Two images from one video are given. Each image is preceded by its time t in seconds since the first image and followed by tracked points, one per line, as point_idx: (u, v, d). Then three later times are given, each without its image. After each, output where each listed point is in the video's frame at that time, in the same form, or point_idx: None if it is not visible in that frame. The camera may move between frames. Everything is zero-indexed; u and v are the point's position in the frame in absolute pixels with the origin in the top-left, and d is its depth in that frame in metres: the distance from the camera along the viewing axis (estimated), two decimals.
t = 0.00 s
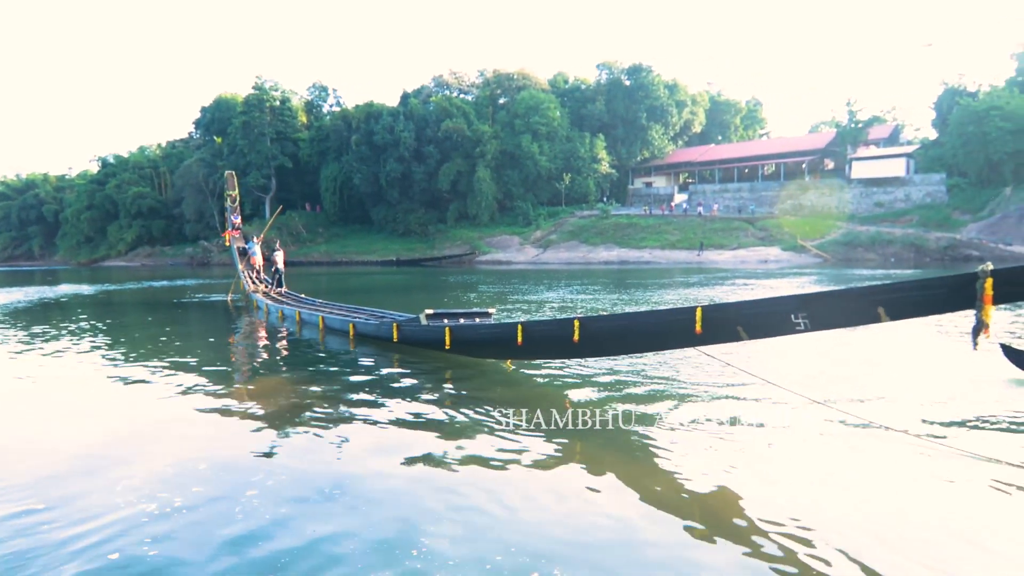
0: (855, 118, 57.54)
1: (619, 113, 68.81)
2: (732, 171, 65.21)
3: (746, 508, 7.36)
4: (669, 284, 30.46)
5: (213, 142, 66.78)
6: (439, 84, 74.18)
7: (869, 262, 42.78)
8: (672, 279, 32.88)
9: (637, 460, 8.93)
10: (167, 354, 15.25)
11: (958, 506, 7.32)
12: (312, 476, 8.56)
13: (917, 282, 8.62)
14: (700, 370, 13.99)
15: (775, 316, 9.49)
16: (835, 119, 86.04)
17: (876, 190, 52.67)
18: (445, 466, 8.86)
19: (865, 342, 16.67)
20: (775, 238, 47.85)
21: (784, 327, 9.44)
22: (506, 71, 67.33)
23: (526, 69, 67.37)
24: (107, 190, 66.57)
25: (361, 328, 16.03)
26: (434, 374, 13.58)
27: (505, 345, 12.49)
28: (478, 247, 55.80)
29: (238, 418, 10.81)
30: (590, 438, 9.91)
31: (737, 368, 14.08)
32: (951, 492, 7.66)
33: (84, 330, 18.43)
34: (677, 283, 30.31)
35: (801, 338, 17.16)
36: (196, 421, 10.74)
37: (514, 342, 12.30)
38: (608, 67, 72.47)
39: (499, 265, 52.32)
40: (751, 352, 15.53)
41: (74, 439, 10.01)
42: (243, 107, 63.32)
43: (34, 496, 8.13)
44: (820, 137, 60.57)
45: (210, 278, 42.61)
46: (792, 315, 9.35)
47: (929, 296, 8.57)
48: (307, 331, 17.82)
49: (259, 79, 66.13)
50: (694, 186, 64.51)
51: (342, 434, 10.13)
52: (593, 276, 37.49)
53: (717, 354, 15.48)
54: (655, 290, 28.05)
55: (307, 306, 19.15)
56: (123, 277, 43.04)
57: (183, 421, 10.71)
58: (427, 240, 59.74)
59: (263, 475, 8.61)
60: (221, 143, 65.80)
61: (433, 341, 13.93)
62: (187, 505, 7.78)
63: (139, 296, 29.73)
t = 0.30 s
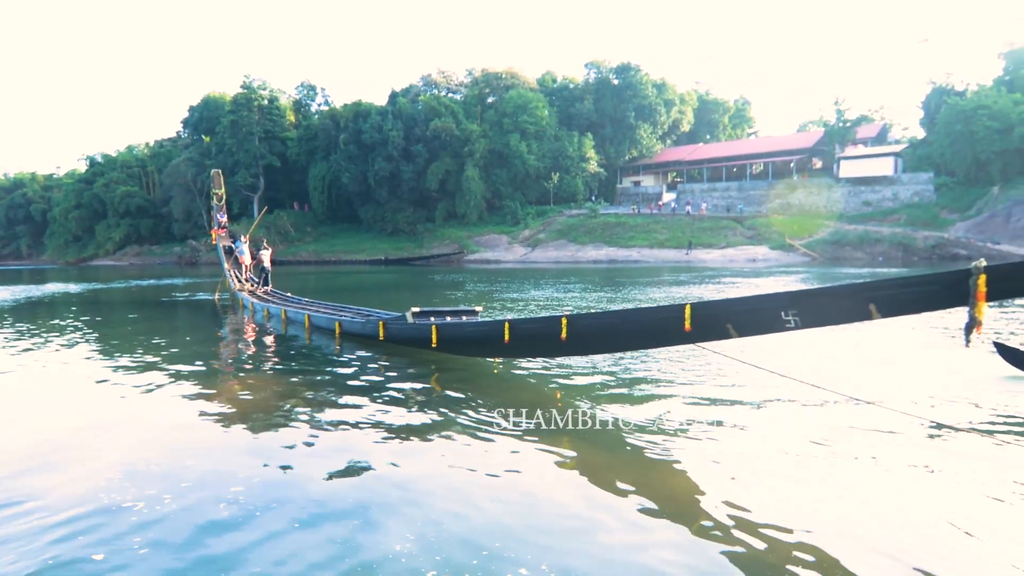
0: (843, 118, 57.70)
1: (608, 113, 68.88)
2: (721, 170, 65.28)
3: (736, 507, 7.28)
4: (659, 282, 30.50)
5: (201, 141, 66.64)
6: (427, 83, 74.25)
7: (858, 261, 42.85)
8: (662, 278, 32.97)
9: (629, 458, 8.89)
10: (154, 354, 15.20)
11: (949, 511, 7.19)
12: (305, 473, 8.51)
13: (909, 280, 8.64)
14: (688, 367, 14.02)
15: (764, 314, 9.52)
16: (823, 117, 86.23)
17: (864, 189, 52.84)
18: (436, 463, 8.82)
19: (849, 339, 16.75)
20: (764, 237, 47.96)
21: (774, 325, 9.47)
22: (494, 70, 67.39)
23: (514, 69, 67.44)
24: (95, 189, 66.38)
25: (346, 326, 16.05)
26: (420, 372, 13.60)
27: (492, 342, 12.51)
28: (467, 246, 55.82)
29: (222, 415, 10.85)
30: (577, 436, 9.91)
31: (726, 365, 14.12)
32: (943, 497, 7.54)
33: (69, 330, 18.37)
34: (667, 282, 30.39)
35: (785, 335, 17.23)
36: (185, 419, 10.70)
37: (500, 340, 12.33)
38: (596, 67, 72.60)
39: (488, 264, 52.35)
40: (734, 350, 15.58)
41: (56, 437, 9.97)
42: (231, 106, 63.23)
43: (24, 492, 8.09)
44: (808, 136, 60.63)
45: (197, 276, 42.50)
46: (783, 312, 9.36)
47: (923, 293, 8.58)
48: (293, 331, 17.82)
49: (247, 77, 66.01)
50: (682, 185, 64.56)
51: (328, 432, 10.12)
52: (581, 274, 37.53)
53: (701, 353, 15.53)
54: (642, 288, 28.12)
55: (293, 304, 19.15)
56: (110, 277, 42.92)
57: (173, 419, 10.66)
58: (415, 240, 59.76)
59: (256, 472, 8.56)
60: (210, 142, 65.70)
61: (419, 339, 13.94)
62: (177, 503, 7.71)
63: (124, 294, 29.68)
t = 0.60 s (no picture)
0: (831, 117, 57.83)
1: (597, 112, 68.98)
2: (710, 170, 65.37)
3: (727, 504, 7.19)
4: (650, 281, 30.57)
5: (190, 141, 66.60)
6: (416, 83, 74.37)
7: (846, 260, 42.92)
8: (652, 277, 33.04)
9: (619, 456, 8.80)
10: (140, 353, 15.14)
11: (949, 511, 7.06)
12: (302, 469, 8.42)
13: (903, 275, 8.53)
14: (677, 366, 13.99)
15: (756, 311, 9.42)
16: (811, 117, 86.43)
17: (852, 188, 52.99)
18: (430, 460, 8.75)
19: (836, 336, 16.79)
20: (752, 236, 48.12)
21: (767, 321, 9.37)
22: (483, 69, 67.53)
23: (503, 68, 67.56)
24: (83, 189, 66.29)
25: (334, 324, 16.04)
26: (409, 371, 13.57)
27: (483, 340, 12.48)
28: (456, 245, 55.84)
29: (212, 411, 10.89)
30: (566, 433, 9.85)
31: (718, 364, 14.06)
32: (939, 494, 7.42)
33: (55, 329, 18.30)
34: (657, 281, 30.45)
35: (772, 332, 17.26)
36: (174, 416, 10.66)
37: (490, 337, 12.33)
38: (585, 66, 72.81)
39: (477, 263, 52.38)
40: (722, 348, 15.60)
41: (40, 433, 9.94)
42: (220, 105, 63.25)
43: (12, 486, 8.02)
44: (795, 136, 60.72)
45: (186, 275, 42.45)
46: (776, 308, 9.27)
47: (918, 288, 8.46)
48: (281, 329, 17.81)
49: (236, 77, 66.00)
50: (671, 184, 64.65)
51: (316, 428, 10.10)
52: (570, 273, 37.58)
53: (688, 350, 15.53)
54: (632, 287, 28.18)
55: (282, 303, 19.15)
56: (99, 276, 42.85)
57: (166, 416, 10.59)
58: (404, 239, 59.80)
59: (249, 467, 8.48)
60: (199, 141, 65.61)
61: (408, 336, 13.94)
62: (169, 497, 7.62)
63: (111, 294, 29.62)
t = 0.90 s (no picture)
0: (822, 117, 57.97)
1: (588, 112, 69.07)
2: (701, 170, 65.47)
3: (723, 497, 7.20)
4: (640, 280, 30.63)
5: (181, 140, 66.54)
6: (407, 83, 74.45)
7: (837, 259, 42.99)
8: (643, 275, 33.07)
9: (615, 451, 8.80)
10: (129, 352, 15.06)
11: (946, 502, 7.03)
12: (293, 465, 8.39)
13: (897, 271, 8.54)
14: (667, 364, 14.01)
15: (751, 307, 9.44)
16: (801, 117, 86.60)
17: (843, 188, 53.19)
18: (425, 456, 8.74)
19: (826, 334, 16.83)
20: (744, 235, 48.30)
21: (762, 317, 9.39)
22: (475, 69, 67.64)
23: (494, 67, 67.65)
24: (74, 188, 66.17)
25: (324, 323, 16.05)
26: (400, 369, 13.57)
27: (474, 338, 12.51)
28: (447, 244, 55.85)
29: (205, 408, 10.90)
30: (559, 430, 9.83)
31: (710, 362, 14.10)
32: (935, 487, 7.43)
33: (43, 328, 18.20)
34: (647, 280, 30.52)
35: (761, 331, 17.29)
36: (165, 413, 10.64)
37: (482, 335, 12.34)
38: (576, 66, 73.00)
39: (469, 262, 52.40)
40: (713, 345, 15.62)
41: (30, 429, 9.90)
42: (212, 104, 63.28)
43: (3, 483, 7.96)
44: (786, 135, 60.83)
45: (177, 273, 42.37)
46: (771, 304, 9.29)
47: (913, 284, 8.46)
48: (270, 327, 17.79)
49: (227, 76, 65.98)
50: (662, 184, 64.74)
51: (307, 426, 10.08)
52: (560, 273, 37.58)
53: (679, 348, 15.55)
54: (623, 286, 28.24)
55: (272, 301, 19.14)
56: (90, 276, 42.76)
57: (160, 413, 10.58)
58: (396, 238, 59.83)
59: (244, 463, 8.45)
60: (190, 140, 65.52)
61: (399, 334, 13.95)
62: (162, 493, 7.58)
63: (99, 292, 29.54)
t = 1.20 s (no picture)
0: (813, 118, 58.04)
1: (580, 112, 69.13)
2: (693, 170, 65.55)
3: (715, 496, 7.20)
4: (632, 280, 30.65)
5: (173, 140, 66.47)
6: (399, 83, 74.49)
7: (828, 259, 43.04)
8: (634, 276, 33.11)
9: (610, 451, 8.79)
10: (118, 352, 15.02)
11: (941, 504, 6.98)
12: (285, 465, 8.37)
13: (895, 269, 8.54)
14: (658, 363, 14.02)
15: (747, 305, 9.44)
16: (793, 117, 86.71)
17: (834, 188, 53.36)
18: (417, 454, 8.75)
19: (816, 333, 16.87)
20: (735, 235, 48.39)
21: (758, 315, 9.39)
22: (467, 69, 67.69)
23: (486, 67, 67.68)
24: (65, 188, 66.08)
25: (315, 322, 16.05)
26: (392, 368, 13.56)
27: (465, 337, 12.51)
28: (439, 244, 55.82)
29: (195, 407, 10.86)
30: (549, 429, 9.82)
31: (700, 361, 14.12)
32: (926, 487, 7.43)
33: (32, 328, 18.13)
34: (639, 280, 30.55)
35: (751, 331, 17.33)
36: (155, 412, 10.63)
37: (474, 334, 12.35)
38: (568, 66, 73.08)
39: (461, 262, 52.43)
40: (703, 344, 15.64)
41: (18, 428, 9.87)
42: (204, 104, 63.29)
43: None
44: (777, 136, 60.91)
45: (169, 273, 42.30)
46: (767, 302, 9.29)
47: (913, 281, 8.44)
48: (261, 327, 17.79)
49: (219, 76, 65.94)
50: (654, 184, 64.81)
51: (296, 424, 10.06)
52: (552, 273, 37.60)
53: (669, 347, 15.57)
54: (614, 286, 28.28)
55: (263, 301, 19.14)
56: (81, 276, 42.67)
57: (150, 412, 10.58)
58: (388, 238, 59.85)
59: (235, 461, 8.43)
60: (182, 141, 65.45)
61: (390, 334, 13.95)
62: (152, 490, 7.55)
63: (89, 292, 29.49)
